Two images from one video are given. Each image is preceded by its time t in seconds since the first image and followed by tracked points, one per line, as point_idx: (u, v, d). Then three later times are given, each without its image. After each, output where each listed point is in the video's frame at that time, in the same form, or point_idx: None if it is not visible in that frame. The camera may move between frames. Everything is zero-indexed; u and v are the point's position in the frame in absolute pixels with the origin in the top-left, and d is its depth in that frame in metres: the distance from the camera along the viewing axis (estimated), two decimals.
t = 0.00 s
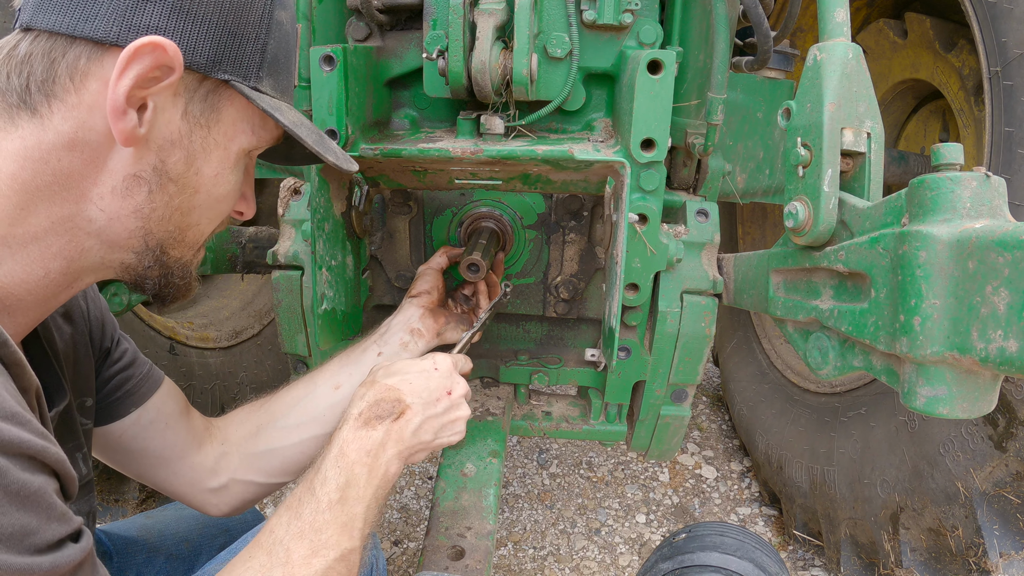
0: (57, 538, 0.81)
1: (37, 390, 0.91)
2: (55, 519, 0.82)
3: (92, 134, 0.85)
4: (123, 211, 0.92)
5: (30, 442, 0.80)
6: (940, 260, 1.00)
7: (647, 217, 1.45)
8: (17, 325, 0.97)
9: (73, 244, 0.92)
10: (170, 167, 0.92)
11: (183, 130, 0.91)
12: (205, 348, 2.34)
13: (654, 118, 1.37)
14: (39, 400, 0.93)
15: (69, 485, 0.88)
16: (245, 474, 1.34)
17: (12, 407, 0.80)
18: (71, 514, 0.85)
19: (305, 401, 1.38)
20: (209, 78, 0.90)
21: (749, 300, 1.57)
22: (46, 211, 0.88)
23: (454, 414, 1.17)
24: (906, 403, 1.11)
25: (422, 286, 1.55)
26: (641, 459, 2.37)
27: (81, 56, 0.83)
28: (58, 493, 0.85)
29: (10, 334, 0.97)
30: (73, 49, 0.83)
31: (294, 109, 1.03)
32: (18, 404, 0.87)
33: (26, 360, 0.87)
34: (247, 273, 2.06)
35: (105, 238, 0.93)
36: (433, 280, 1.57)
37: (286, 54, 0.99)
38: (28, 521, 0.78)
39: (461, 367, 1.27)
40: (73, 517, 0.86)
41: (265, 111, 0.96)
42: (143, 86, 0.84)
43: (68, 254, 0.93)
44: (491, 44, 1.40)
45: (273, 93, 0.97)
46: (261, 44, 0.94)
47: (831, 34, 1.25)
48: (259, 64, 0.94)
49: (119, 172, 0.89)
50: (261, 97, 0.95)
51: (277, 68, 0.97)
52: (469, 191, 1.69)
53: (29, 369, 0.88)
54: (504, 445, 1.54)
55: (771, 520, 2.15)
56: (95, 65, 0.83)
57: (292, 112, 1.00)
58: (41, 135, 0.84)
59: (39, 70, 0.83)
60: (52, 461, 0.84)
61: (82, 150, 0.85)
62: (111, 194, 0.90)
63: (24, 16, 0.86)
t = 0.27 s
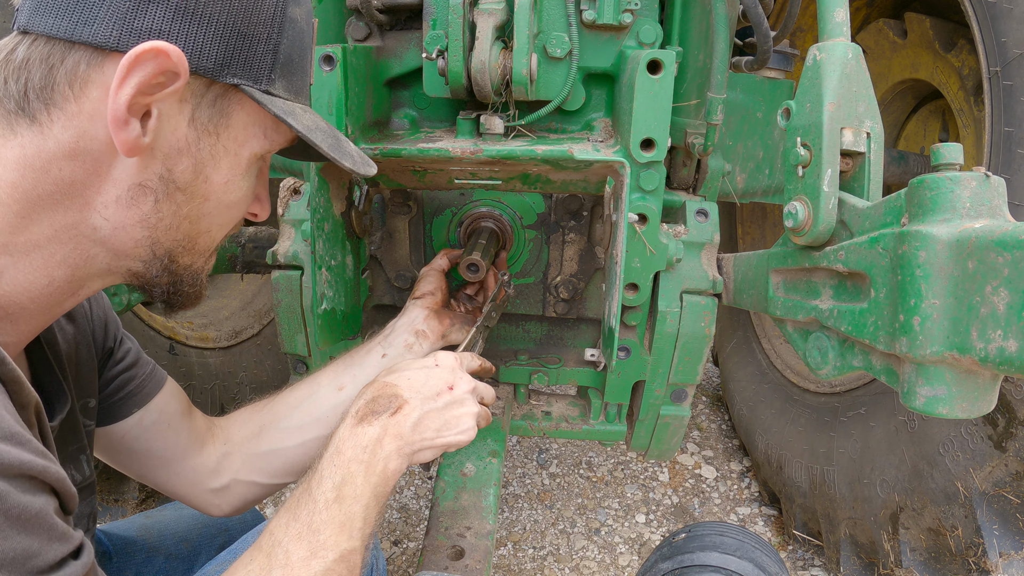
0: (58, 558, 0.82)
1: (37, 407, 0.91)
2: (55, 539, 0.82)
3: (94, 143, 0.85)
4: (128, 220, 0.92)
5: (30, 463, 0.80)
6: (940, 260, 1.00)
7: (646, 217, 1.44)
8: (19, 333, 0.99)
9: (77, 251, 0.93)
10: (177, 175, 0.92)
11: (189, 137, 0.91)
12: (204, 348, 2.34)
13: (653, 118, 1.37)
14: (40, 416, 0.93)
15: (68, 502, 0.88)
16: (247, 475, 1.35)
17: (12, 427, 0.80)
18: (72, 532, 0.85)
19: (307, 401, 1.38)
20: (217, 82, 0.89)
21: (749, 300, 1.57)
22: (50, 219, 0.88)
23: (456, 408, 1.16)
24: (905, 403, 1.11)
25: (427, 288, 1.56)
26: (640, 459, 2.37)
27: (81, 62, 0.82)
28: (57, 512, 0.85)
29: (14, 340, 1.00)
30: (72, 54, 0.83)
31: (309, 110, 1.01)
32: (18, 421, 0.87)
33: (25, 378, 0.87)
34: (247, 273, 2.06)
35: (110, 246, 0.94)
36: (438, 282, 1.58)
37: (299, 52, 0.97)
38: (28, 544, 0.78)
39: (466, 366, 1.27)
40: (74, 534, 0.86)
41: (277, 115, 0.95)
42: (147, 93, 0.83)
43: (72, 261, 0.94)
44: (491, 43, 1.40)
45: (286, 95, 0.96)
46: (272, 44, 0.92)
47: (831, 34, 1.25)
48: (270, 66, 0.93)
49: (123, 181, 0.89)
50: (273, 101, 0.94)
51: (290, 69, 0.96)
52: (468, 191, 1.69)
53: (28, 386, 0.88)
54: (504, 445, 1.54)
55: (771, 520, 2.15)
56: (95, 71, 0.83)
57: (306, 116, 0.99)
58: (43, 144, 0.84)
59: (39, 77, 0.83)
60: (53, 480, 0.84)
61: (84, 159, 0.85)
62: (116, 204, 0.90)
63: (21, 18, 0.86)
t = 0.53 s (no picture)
0: (58, 565, 0.82)
1: (34, 413, 0.91)
2: (53, 547, 0.82)
3: (96, 144, 0.85)
4: (134, 221, 0.92)
5: (26, 472, 0.80)
6: (939, 260, 1.00)
7: (646, 217, 1.44)
8: (22, 333, 0.99)
9: (83, 251, 0.93)
10: (183, 176, 0.93)
11: (196, 137, 0.91)
12: (204, 348, 2.34)
13: (653, 118, 1.37)
14: (38, 421, 0.93)
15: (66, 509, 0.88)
16: (249, 476, 1.35)
17: (6, 436, 0.80)
18: (70, 538, 0.85)
19: (309, 399, 1.39)
20: (223, 80, 0.89)
21: (749, 300, 1.57)
22: (53, 220, 0.88)
23: (462, 408, 1.17)
24: (905, 403, 1.11)
25: (427, 281, 1.55)
26: (640, 459, 2.37)
27: (81, 61, 0.82)
28: (54, 519, 0.85)
29: (15, 341, 0.99)
30: (72, 53, 0.82)
31: (318, 104, 1.01)
32: (14, 427, 0.87)
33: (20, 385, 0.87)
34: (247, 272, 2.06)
35: (118, 245, 0.94)
36: (438, 276, 1.57)
37: (309, 45, 0.96)
38: (28, 553, 0.78)
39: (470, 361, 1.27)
40: (71, 539, 0.86)
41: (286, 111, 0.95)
42: (152, 92, 0.82)
43: (76, 262, 0.94)
44: (491, 43, 1.40)
45: (295, 91, 0.96)
46: (281, 39, 0.92)
47: (831, 34, 1.25)
48: (278, 62, 0.93)
49: (129, 181, 0.89)
50: (282, 98, 0.94)
51: (300, 63, 0.96)
52: (468, 191, 1.69)
53: (24, 393, 0.88)
54: (504, 445, 1.54)
55: (771, 520, 2.15)
56: (96, 71, 0.82)
57: (316, 111, 0.99)
58: (44, 146, 0.84)
59: (38, 78, 0.83)
60: (49, 488, 0.84)
61: (88, 160, 0.85)
62: (122, 205, 0.90)
63: (17, 13, 0.86)
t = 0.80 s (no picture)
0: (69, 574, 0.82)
1: (41, 419, 0.91)
2: (66, 555, 0.82)
3: (99, 139, 0.85)
4: (138, 217, 0.92)
5: (39, 482, 0.80)
6: (939, 260, 1.00)
7: (646, 217, 1.44)
8: (23, 332, 0.99)
9: (85, 247, 0.93)
10: (190, 170, 0.93)
11: (203, 131, 0.91)
12: (204, 347, 2.34)
13: (653, 118, 1.37)
14: (45, 427, 0.93)
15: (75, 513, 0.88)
16: (252, 472, 1.35)
17: (19, 446, 0.80)
18: (81, 546, 0.85)
19: (313, 396, 1.39)
20: (232, 73, 0.89)
21: (749, 300, 1.57)
22: (56, 216, 0.88)
23: (466, 409, 1.18)
24: (905, 403, 1.11)
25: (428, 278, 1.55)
26: (640, 459, 2.37)
27: (85, 54, 0.82)
28: (65, 526, 0.85)
29: (17, 340, 1.00)
30: (75, 46, 0.82)
31: (326, 98, 1.02)
32: (22, 434, 0.87)
33: (26, 390, 0.86)
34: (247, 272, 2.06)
35: (120, 241, 0.95)
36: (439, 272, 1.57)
37: (319, 38, 0.96)
38: (42, 563, 0.79)
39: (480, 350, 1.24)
40: (82, 547, 0.86)
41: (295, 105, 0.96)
42: (159, 86, 0.82)
43: (78, 258, 0.94)
44: (490, 43, 1.40)
45: (304, 83, 0.96)
46: (291, 31, 0.91)
47: (831, 34, 1.25)
48: (288, 55, 0.92)
49: (134, 176, 0.89)
50: (292, 92, 0.94)
51: (309, 55, 0.96)
52: (468, 191, 1.69)
53: (33, 399, 0.88)
54: (504, 445, 1.54)
55: (770, 520, 2.15)
56: (101, 64, 0.82)
57: (323, 105, 1.00)
58: (46, 141, 0.84)
59: (40, 72, 0.82)
60: (60, 496, 0.84)
61: (91, 155, 0.85)
62: (125, 201, 0.90)
63: (18, 5, 0.86)
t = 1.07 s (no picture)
0: (77, 529, 0.80)
1: (33, 390, 0.92)
2: (68, 510, 0.80)
3: (94, 144, 0.84)
4: (133, 222, 0.92)
5: (36, 439, 0.79)
6: (939, 260, 1.00)
7: (646, 217, 1.44)
8: (17, 334, 0.99)
9: (79, 251, 0.93)
10: (186, 176, 0.93)
11: (201, 136, 0.91)
12: (204, 348, 2.34)
13: (653, 118, 1.37)
14: (37, 397, 0.93)
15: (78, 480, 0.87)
16: (247, 471, 1.35)
17: (8, 407, 0.78)
18: (85, 502, 0.83)
19: (310, 395, 1.39)
20: (231, 79, 0.90)
21: (748, 300, 1.57)
22: (50, 220, 0.88)
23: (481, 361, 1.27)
24: (905, 403, 1.11)
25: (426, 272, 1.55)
26: (640, 459, 2.37)
27: (81, 57, 0.81)
28: (65, 485, 0.84)
29: (14, 340, 1.00)
30: (70, 48, 0.81)
31: (325, 102, 1.03)
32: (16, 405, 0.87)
33: (19, 361, 0.87)
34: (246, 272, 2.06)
35: (114, 246, 0.95)
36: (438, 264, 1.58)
37: (321, 41, 0.97)
38: (44, 517, 0.77)
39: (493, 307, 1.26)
40: (87, 504, 0.84)
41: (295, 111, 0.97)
42: (158, 90, 0.82)
43: (72, 262, 0.94)
44: (490, 43, 1.40)
45: (304, 88, 0.97)
46: (292, 36, 0.92)
47: (831, 34, 1.25)
48: (289, 59, 0.93)
49: (128, 183, 0.89)
50: (292, 97, 0.95)
51: (311, 59, 0.97)
52: (468, 191, 1.69)
53: (22, 369, 0.88)
54: (504, 445, 1.54)
55: (771, 520, 2.15)
56: (97, 68, 0.82)
57: (324, 110, 1.01)
58: (43, 145, 0.84)
59: (34, 75, 0.82)
60: (58, 456, 0.82)
61: (86, 161, 0.85)
62: (120, 206, 0.90)
63: (12, 3, 0.85)
